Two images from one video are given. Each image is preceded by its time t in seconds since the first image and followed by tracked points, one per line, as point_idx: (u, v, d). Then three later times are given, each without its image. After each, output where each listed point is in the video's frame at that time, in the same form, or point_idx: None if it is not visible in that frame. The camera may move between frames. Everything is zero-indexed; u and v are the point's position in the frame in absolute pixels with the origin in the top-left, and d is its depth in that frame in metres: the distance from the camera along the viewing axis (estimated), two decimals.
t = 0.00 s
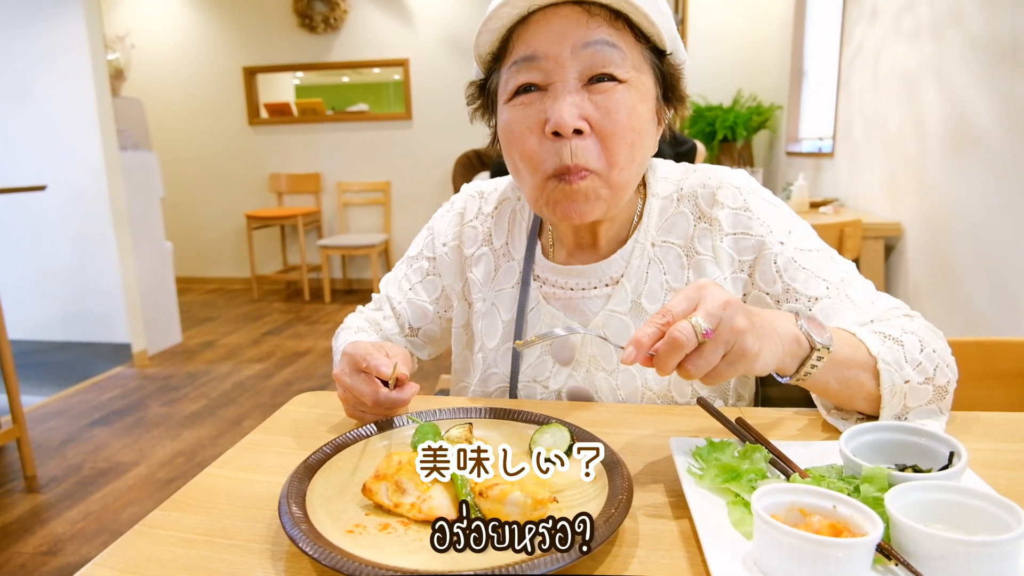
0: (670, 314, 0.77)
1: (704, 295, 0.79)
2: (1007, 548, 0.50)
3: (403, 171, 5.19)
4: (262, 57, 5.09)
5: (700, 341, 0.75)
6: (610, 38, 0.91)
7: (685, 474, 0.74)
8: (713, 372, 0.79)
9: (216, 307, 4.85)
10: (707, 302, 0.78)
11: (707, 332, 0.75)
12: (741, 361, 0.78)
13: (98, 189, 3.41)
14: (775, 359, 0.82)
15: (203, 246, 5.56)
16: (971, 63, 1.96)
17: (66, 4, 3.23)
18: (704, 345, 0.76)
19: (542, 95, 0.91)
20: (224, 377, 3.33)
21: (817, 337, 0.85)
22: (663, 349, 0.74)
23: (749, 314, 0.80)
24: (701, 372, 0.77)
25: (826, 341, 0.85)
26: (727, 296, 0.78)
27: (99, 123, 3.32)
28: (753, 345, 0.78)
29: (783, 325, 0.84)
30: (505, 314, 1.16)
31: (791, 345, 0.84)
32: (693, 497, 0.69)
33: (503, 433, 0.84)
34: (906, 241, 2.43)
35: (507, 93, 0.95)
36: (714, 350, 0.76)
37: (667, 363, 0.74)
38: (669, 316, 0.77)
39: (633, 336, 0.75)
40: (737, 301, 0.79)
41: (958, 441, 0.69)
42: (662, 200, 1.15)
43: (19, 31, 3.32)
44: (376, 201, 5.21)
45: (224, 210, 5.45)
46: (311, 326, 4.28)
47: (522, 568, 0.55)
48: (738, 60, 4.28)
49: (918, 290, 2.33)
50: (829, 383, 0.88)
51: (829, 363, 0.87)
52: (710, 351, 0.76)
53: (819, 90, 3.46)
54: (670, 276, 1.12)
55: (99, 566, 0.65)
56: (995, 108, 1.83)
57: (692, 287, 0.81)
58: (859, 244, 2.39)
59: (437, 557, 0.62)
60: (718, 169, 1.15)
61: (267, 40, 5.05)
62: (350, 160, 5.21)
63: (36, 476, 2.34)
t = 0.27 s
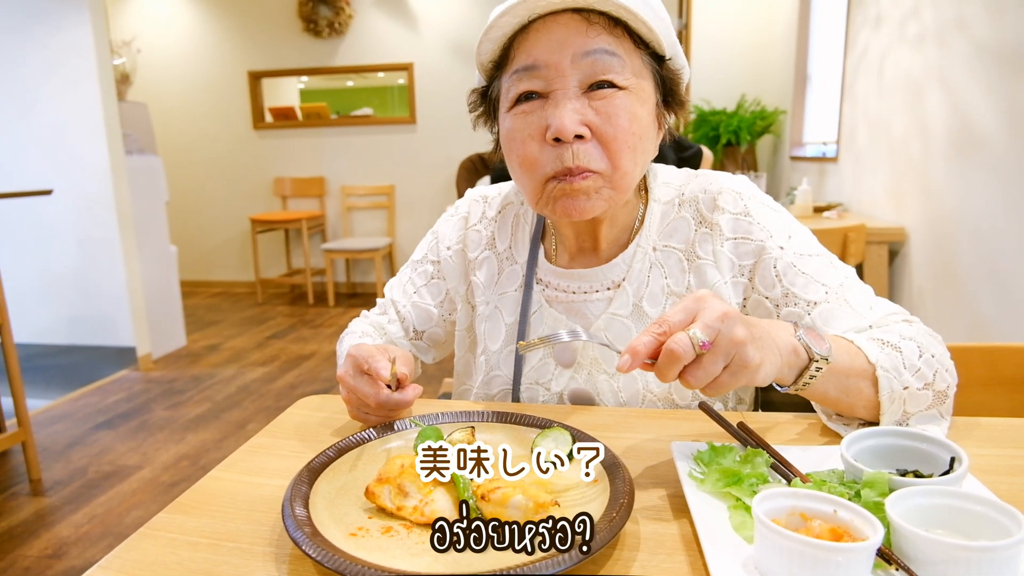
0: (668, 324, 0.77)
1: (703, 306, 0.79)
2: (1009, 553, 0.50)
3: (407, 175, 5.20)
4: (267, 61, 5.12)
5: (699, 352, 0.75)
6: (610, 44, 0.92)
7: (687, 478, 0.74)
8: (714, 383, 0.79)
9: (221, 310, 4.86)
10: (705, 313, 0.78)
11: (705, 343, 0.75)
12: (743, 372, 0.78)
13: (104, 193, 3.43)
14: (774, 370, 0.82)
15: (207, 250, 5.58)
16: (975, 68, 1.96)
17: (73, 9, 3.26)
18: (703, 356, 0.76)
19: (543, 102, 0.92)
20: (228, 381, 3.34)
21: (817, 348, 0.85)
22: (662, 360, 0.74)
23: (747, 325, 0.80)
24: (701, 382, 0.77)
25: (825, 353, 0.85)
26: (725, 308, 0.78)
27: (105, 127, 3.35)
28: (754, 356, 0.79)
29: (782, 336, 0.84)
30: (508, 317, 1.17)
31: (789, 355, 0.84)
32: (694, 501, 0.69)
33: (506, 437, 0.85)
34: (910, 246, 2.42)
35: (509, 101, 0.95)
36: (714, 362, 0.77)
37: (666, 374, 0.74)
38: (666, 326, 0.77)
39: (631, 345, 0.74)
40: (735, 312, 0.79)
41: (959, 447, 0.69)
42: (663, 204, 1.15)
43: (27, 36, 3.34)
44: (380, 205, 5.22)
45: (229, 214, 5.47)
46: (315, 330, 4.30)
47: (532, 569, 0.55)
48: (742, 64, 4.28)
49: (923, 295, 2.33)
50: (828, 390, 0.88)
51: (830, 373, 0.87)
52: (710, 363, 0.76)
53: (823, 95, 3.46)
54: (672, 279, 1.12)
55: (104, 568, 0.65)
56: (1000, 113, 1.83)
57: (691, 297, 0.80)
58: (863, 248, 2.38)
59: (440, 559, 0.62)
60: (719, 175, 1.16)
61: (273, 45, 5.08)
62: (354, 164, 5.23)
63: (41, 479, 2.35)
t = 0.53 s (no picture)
0: (669, 326, 0.77)
1: (702, 307, 0.79)
2: (1012, 555, 0.50)
3: (410, 177, 5.21)
4: (270, 64, 5.13)
5: (700, 353, 0.75)
6: (610, 45, 0.92)
7: (690, 480, 0.74)
8: (718, 383, 0.79)
9: (224, 312, 4.87)
10: (705, 314, 0.78)
11: (706, 343, 0.75)
12: (746, 370, 0.78)
13: (107, 196, 3.44)
14: (777, 369, 0.82)
15: (210, 252, 5.59)
16: (977, 69, 1.96)
17: (77, 13, 3.27)
18: (705, 356, 0.76)
19: (545, 104, 0.92)
20: (231, 383, 3.35)
21: (817, 346, 0.85)
22: (666, 363, 0.74)
23: (747, 323, 0.80)
24: (705, 383, 0.77)
25: (826, 350, 0.85)
26: (724, 308, 0.79)
27: (109, 129, 3.36)
28: (757, 353, 0.79)
29: (783, 335, 0.84)
30: (511, 318, 1.17)
31: (791, 354, 0.84)
32: (697, 503, 0.69)
33: (510, 439, 0.85)
34: (914, 247, 2.42)
35: (511, 103, 0.95)
36: (717, 361, 0.77)
37: (670, 375, 0.74)
38: (667, 328, 0.77)
39: (633, 348, 0.74)
40: (734, 312, 0.80)
41: (962, 449, 0.69)
42: (666, 205, 1.15)
43: (31, 39, 3.35)
44: (383, 207, 5.23)
45: (232, 216, 5.49)
46: (318, 331, 4.30)
47: (538, 569, 0.55)
48: (744, 67, 4.28)
49: (926, 297, 2.32)
50: (830, 391, 0.88)
51: (831, 370, 0.87)
52: (713, 362, 0.77)
53: (825, 96, 3.46)
54: (674, 280, 1.12)
55: (108, 570, 0.65)
56: (1003, 114, 1.82)
57: (690, 299, 0.81)
58: (866, 250, 2.38)
59: (442, 559, 0.62)
60: (722, 176, 1.16)
61: (275, 47, 5.09)
62: (357, 166, 5.24)
63: (44, 481, 2.35)
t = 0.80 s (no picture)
0: (674, 328, 0.77)
1: (705, 309, 0.80)
2: (1014, 555, 0.50)
3: (412, 177, 5.22)
4: (272, 64, 5.14)
5: (705, 353, 0.75)
6: (609, 48, 0.92)
7: (692, 479, 0.74)
8: (721, 383, 0.79)
9: (226, 312, 4.88)
10: (708, 315, 0.79)
11: (711, 344, 0.76)
12: (749, 370, 0.78)
13: (110, 196, 3.45)
14: (777, 370, 0.82)
15: (212, 252, 5.60)
16: (980, 69, 1.96)
17: (80, 13, 3.28)
18: (709, 357, 0.76)
19: (545, 108, 0.92)
20: (233, 382, 3.35)
21: (817, 346, 0.85)
22: (670, 363, 0.74)
23: (750, 325, 0.80)
24: (709, 384, 0.77)
25: (825, 351, 0.85)
26: (727, 308, 0.79)
27: (111, 130, 3.36)
28: (758, 353, 0.79)
29: (784, 335, 0.84)
30: (512, 317, 1.17)
31: (791, 354, 0.84)
32: (699, 502, 0.69)
33: (511, 438, 0.85)
34: (916, 248, 2.41)
35: (511, 107, 0.95)
36: (720, 362, 0.77)
37: (674, 376, 0.74)
38: (672, 330, 0.77)
39: (638, 351, 0.74)
40: (736, 314, 0.80)
41: (965, 449, 0.69)
42: (666, 205, 1.15)
43: (33, 40, 3.36)
44: (385, 207, 5.24)
45: (234, 216, 5.49)
46: (320, 331, 4.31)
47: (538, 569, 0.56)
48: (747, 66, 4.27)
49: (928, 296, 2.32)
50: (827, 389, 0.88)
51: (829, 371, 0.87)
52: (716, 363, 0.77)
53: (827, 96, 3.46)
54: (675, 278, 1.12)
55: (111, 569, 0.66)
56: (1005, 114, 1.82)
57: (692, 301, 0.82)
58: (868, 250, 2.37)
59: (444, 560, 0.62)
60: (721, 175, 1.16)
61: (277, 47, 5.10)
62: (358, 166, 5.25)
63: (47, 481, 2.36)
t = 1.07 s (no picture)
0: (681, 331, 0.77)
1: (712, 312, 0.80)
2: (1015, 554, 0.50)
3: (413, 176, 5.22)
4: (273, 63, 5.14)
5: (713, 356, 0.75)
6: (610, 42, 0.92)
7: (693, 479, 0.74)
8: (729, 386, 0.79)
9: (227, 311, 4.88)
10: (715, 318, 0.78)
11: (719, 346, 0.75)
12: (757, 372, 0.79)
13: (111, 194, 3.45)
14: (783, 374, 0.83)
15: (214, 251, 5.60)
16: (982, 69, 1.95)
17: (81, 12, 3.28)
18: (717, 360, 0.76)
19: (545, 101, 0.92)
20: (234, 381, 3.36)
21: (818, 350, 0.85)
22: (679, 367, 0.74)
23: (756, 328, 0.81)
24: (717, 387, 0.77)
25: (827, 354, 0.85)
26: (734, 311, 0.79)
27: (112, 128, 3.37)
28: (767, 356, 0.79)
29: (785, 341, 0.84)
30: (514, 316, 1.17)
31: (795, 359, 0.84)
32: (700, 501, 0.69)
33: (511, 437, 0.85)
34: (917, 247, 2.41)
35: (512, 100, 0.96)
36: (729, 365, 0.77)
37: (683, 380, 0.74)
38: (680, 334, 0.76)
39: (647, 354, 0.74)
40: (743, 316, 0.80)
41: (965, 448, 0.69)
42: (667, 203, 1.15)
43: (35, 39, 3.37)
44: (386, 206, 5.24)
45: (235, 215, 5.50)
46: (321, 330, 4.31)
47: (537, 569, 0.55)
48: (748, 66, 4.27)
49: (929, 296, 2.32)
50: (827, 393, 0.88)
51: (828, 376, 0.87)
52: (725, 366, 0.77)
53: (829, 96, 3.45)
54: (676, 277, 1.12)
55: (113, 567, 0.66)
56: (1007, 114, 1.82)
57: (699, 304, 0.81)
58: (869, 249, 2.37)
59: (445, 559, 0.62)
60: (723, 174, 1.16)
61: (279, 47, 5.10)
62: (360, 166, 5.25)
63: (48, 479, 2.36)
